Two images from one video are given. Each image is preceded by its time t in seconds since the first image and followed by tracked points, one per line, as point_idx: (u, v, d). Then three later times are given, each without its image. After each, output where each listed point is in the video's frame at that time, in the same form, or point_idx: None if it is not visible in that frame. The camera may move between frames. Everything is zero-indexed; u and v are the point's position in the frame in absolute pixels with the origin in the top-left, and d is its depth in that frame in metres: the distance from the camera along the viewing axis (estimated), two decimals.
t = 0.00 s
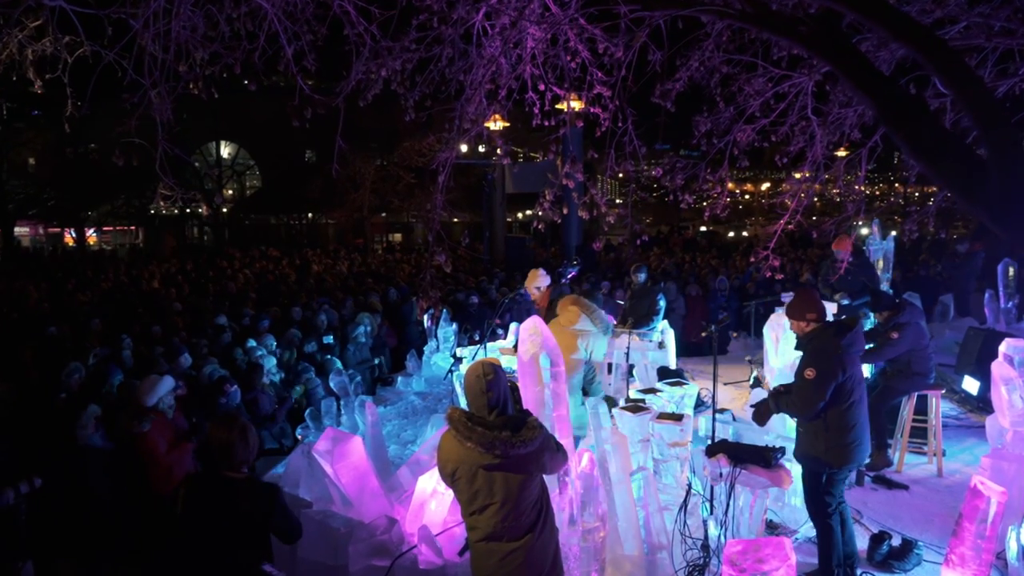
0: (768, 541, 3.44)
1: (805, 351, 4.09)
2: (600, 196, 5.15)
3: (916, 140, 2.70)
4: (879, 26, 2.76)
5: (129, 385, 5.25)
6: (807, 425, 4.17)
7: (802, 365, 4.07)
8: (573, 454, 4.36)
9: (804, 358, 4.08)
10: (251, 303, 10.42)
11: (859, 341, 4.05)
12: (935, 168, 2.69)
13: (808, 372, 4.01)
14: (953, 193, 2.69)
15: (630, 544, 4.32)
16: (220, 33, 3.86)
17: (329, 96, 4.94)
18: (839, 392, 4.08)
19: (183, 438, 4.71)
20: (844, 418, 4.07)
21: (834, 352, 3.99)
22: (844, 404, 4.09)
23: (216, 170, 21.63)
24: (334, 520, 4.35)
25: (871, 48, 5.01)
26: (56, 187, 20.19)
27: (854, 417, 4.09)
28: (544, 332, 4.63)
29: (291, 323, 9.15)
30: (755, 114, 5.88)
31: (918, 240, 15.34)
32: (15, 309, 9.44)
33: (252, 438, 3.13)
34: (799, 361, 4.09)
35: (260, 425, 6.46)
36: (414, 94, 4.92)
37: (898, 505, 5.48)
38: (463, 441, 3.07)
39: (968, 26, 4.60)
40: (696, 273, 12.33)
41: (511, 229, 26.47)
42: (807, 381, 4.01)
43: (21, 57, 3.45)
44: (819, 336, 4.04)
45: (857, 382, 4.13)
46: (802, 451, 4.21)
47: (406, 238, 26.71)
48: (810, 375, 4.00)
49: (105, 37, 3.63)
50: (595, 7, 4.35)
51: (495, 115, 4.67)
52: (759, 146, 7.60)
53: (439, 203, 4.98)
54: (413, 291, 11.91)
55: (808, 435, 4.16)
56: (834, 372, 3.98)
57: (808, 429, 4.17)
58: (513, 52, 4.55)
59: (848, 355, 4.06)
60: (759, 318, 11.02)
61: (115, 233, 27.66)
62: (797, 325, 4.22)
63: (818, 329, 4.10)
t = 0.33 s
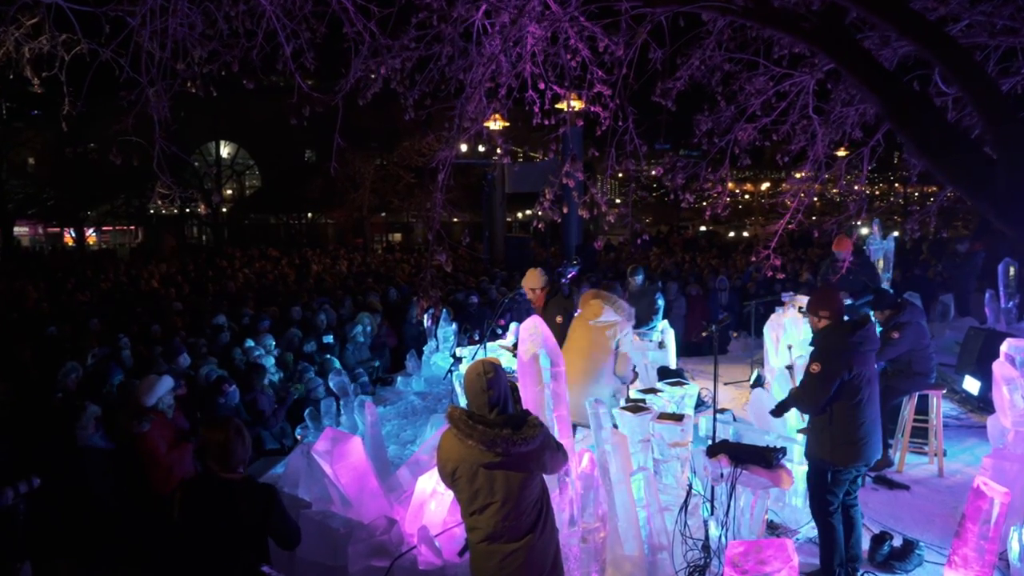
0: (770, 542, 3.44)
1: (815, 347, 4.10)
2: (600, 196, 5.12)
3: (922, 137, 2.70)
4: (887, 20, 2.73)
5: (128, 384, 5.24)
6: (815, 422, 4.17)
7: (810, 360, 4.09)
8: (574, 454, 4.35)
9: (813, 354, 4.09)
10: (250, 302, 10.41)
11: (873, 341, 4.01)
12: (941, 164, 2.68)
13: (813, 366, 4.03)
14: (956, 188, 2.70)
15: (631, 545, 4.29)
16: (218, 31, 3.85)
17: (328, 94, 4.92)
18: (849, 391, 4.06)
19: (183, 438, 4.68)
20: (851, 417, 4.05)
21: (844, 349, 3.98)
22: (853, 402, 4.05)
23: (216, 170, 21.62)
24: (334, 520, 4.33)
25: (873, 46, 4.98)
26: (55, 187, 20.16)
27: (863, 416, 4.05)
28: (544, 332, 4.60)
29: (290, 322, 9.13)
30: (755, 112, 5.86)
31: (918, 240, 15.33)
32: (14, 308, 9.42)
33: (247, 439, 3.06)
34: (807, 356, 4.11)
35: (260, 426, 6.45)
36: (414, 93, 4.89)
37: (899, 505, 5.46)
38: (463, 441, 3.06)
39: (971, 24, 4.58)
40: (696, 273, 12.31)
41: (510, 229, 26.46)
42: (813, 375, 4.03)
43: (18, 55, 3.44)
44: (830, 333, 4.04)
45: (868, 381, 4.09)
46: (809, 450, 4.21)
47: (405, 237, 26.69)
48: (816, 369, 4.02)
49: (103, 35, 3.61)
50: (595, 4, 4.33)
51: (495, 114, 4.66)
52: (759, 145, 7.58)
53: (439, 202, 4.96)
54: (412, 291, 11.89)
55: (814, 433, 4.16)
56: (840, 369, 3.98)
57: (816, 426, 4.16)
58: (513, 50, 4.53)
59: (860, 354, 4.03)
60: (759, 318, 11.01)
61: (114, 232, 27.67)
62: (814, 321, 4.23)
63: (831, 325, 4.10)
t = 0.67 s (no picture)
0: (771, 543, 3.44)
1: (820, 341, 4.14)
2: (600, 195, 5.11)
3: (926, 136, 2.68)
4: (889, 19, 2.73)
5: (127, 385, 5.22)
6: (814, 416, 4.19)
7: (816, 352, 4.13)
8: (573, 455, 4.33)
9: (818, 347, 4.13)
10: (250, 302, 10.38)
11: (885, 343, 3.99)
12: (946, 163, 2.67)
13: (816, 357, 4.08)
14: (963, 187, 2.68)
15: (631, 545, 4.30)
16: (217, 29, 3.80)
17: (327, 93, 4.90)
18: (851, 390, 4.04)
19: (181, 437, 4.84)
20: (849, 415, 4.03)
21: (850, 345, 4.00)
22: (854, 400, 4.04)
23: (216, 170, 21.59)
24: (333, 521, 4.33)
25: (874, 45, 4.97)
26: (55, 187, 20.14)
27: (863, 416, 4.02)
28: (543, 333, 4.61)
29: (289, 322, 9.11)
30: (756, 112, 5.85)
31: (918, 239, 15.32)
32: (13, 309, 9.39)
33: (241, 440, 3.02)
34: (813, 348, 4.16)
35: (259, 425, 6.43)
36: (414, 92, 4.88)
37: (899, 504, 5.46)
38: (466, 437, 3.04)
39: (971, 22, 4.56)
40: (696, 272, 12.29)
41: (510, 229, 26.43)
42: (815, 366, 4.07)
43: (16, 54, 3.43)
44: (840, 329, 4.06)
45: (873, 382, 4.07)
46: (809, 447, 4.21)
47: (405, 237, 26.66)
48: (817, 360, 4.06)
49: (101, 33, 3.60)
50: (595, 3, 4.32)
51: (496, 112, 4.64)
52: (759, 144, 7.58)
53: (439, 201, 4.94)
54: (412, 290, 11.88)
55: (813, 429, 4.17)
56: (841, 364, 4.00)
57: (815, 420, 4.17)
58: (513, 49, 4.53)
59: (867, 354, 4.02)
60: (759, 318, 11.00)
61: (113, 233, 27.63)
62: (830, 319, 4.25)
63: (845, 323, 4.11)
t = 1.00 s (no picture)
0: (771, 543, 3.43)
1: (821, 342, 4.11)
2: (600, 194, 5.09)
3: (926, 134, 2.67)
4: (892, 16, 2.72)
5: (125, 385, 5.21)
6: (813, 417, 4.16)
7: (818, 355, 4.08)
8: (572, 454, 4.31)
9: (819, 349, 4.10)
10: (249, 302, 10.38)
11: (884, 343, 4.00)
12: (947, 161, 2.66)
13: (819, 360, 4.03)
14: (965, 186, 2.67)
15: (630, 546, 4.27)
16: (216, 28, 3.77)
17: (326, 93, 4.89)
18: (851, 390, 4.04)
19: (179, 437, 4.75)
20: (850, 417, 4.02)
21: (851, 346, 3.98)
22: (854, 401, 4.04)
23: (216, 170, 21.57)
24: (333, 521, 4.34)
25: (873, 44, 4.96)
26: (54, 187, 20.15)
27: (863, 417, 4.01)
28: (542, 332, 4.61)
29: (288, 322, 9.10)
30: (756, 110, 5.86)
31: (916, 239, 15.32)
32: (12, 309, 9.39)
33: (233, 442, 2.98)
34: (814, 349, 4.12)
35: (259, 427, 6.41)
36: (413, 91, 4.87)
37: (899, 504, 5.45)
38: (466, 433, 3.02)
39: (972, 21, 4.55)
40: (696, 272, 12.29)
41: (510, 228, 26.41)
42: (820, 370, 4.02)
43: (13, 53, 3.42)
44: (842, 330, 4.03)
45: (872, 382, 4.07)
46: (806, 446, 4.20)
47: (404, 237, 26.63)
48: (824, 364, 4.01)
49: (97, 31, 3.58)
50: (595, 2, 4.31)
51: (494, 111, 4.65)
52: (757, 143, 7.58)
53: (437, 200, 4.93)
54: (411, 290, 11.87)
55: (811, 429, 4.16)
56: (843, 365, 3.98)
57: (814, 422, 4.15)
58: (513, 48, 4.52)
59: (866, 353, 4.03)
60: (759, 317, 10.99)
61: (112, 233, 27.56)
62: (826, 319, 4.22)
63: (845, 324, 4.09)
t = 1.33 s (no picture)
0: (771, 544, 3.41)
1: (821, 344, 4.06)
2: (600, 194, 5.06)
3: (930, 132, 2.65)
4: (894, 14, 2.71)
5: (123, 385, 5.19)
6: (812, 421, 4.11)
7: (820, 359, 4.01)
8: (571, 454, 4.30)
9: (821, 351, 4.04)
10: (248, 301, 10.36)
11: (879, 344, 4.02)
12: (952, 159, 2.63)
13: (826, 363, 3.95)
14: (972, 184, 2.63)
15: (630, 546, 4.25)
16: (211, 26, 3.80)
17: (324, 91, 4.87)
18: (851, 393, 4.02)
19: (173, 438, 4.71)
20: (850, 420, 4.00)
21: (851, 347, 3.97)
22: (853, 403, 4.02)
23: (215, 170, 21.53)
24: (331, 522, 4.32)
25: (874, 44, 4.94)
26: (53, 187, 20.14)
27: (860, 419, 4.01)
28: (541, 332, 4.58)
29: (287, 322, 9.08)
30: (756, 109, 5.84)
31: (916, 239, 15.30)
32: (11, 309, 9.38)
33: (216, 442, 2.96)
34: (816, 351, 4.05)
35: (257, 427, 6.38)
36: (411, 90, 4.86)
37: (899, 504, 5.43)
38: (461, 430, 2.99)
39: (974, 19, 4.53)
40: (696, 272, 12.27)
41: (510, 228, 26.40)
42: (826, 374, 3.95)
43: (7, 50, 3.40)
44: (840, 333, 4.00)
45: (868, 384, 4.07)
46: (802, 449, 4.18)
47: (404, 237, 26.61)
48: (830, 368, 3.94)
49: (94, 29, 3.56)
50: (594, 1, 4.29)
51: (494, 110, 4.61)
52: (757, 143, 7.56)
53: (435, 199, 4.91)
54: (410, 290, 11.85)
55: (809, 431, 4.12)
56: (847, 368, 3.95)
57: (812, 426, 4.10)
58: (512, 47, 4.50)
59: (864, 355, 4.02)
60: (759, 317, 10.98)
61: (111, 233, 27.51)
62: (817, 321, 4.19)
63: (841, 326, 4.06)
